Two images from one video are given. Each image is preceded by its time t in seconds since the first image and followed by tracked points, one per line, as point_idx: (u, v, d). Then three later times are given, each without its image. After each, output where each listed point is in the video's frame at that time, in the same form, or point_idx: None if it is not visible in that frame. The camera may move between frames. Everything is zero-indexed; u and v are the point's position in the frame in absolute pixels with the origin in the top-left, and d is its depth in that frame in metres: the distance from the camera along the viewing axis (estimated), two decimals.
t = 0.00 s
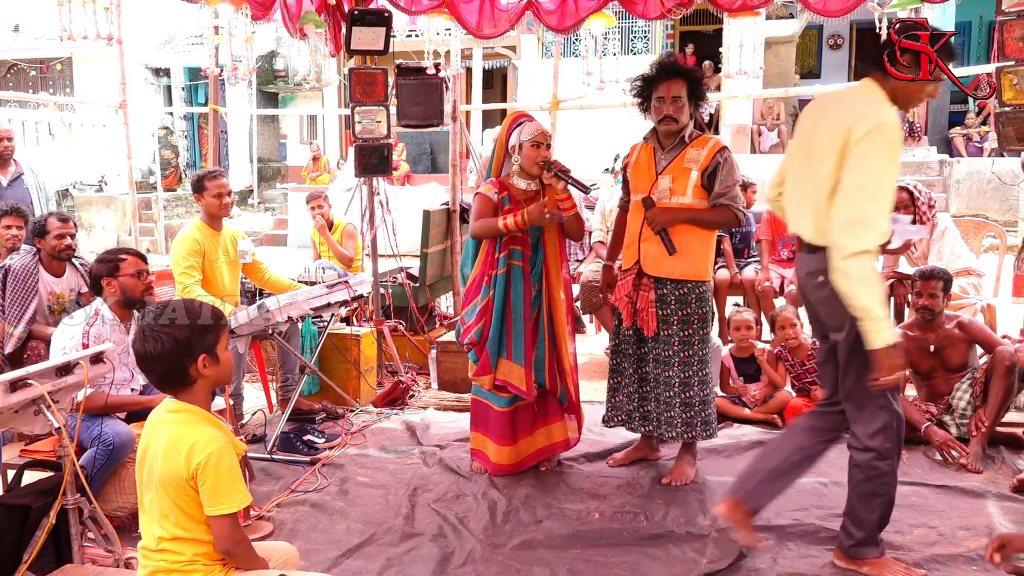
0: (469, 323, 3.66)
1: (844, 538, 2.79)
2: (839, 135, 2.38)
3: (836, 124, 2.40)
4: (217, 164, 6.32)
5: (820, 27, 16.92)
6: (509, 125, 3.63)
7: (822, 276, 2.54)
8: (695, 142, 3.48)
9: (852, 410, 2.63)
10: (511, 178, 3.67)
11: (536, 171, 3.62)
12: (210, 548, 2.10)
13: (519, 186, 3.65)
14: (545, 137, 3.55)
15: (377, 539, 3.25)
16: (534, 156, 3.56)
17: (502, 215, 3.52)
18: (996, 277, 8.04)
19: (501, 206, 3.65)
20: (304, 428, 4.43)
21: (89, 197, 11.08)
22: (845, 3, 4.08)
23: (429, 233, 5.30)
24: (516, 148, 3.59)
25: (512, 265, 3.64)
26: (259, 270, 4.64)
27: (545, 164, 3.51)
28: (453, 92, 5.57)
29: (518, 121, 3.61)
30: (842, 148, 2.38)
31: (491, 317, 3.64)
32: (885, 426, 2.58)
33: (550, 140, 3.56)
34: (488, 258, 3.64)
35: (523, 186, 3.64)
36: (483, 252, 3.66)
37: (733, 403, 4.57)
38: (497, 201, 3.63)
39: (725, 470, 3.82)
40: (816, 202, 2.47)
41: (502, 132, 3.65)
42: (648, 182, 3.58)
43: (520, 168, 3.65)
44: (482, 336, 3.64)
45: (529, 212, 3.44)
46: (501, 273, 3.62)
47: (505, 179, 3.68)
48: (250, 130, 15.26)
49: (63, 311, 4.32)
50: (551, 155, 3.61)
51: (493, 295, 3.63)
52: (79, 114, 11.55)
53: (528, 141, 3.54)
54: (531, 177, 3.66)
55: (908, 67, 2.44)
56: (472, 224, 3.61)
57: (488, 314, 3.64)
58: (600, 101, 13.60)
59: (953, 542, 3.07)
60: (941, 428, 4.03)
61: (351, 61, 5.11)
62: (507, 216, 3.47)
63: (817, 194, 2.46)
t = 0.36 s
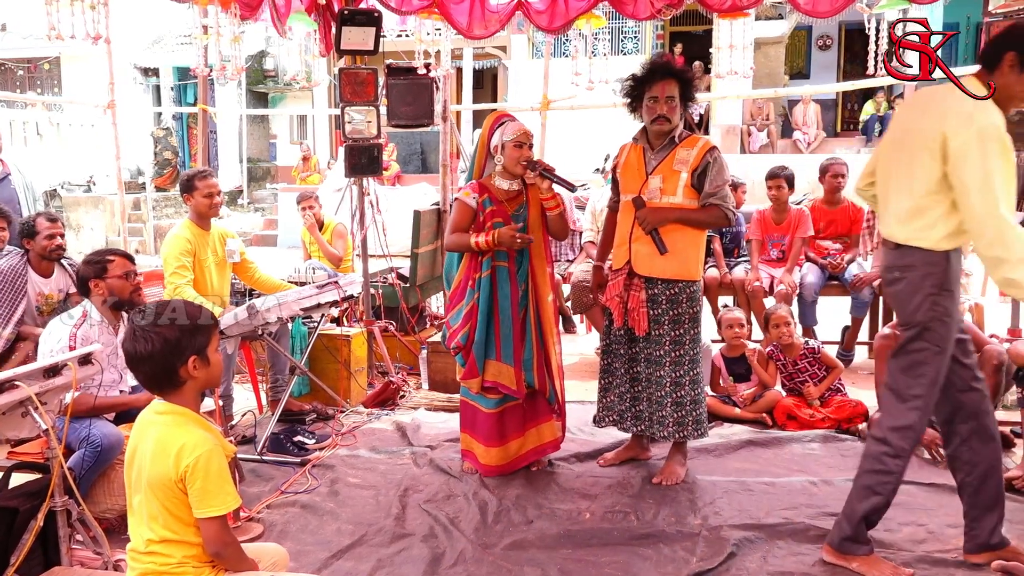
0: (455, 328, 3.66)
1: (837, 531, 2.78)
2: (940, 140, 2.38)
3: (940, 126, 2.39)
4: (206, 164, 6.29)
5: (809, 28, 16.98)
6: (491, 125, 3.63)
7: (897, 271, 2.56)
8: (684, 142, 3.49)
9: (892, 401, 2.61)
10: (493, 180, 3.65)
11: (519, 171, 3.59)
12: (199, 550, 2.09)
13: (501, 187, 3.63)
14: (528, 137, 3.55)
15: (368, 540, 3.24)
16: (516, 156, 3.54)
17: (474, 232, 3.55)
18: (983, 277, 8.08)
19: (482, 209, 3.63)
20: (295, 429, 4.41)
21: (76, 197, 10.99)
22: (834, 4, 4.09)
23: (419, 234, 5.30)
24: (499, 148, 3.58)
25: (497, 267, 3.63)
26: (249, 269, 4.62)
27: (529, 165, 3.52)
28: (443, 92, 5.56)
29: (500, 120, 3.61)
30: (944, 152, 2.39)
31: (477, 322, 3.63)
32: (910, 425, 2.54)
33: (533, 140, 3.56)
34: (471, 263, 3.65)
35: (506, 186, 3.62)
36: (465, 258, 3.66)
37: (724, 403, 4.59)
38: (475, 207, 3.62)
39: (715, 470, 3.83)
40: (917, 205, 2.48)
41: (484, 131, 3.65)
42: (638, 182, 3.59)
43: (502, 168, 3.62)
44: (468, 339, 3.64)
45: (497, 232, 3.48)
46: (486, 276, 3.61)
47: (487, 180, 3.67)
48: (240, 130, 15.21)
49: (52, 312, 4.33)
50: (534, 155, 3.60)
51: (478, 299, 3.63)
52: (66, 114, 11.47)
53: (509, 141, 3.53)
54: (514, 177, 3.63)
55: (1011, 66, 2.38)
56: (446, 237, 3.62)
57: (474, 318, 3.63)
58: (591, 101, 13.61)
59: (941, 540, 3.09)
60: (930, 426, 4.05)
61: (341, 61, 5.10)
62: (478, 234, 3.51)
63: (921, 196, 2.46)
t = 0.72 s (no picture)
0: (439, 329, 3.67)
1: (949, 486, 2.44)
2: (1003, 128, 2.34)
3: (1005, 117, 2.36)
4: (200, 164, 6.27)
5: (803, 28, 17.01)
6: (474, 124, 3.64)
7: (953, 263, 2.50)
8: (679, 142, 3.49)
9: None
10: (476, 180, 3.65)
11: (501, 171, 3.60)
12: (194, 550, 2.09)
13: (484, 186, 3.63)
14: (509, 135, 3.55)
15: (363, 539, 3.24)
16: (498, 155, 3.55)
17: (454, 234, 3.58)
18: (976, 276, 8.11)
19: (464, 209, 3.64)
20: (290, 429, 4.40)
21: (70, 197, 10.94)
22: (828, 4, 4.10)
23: (414, 233, 5.29)
24: (480, 148, 3.59)
25: (480, 267, 3.63)
26: (243, 269, 4.61)
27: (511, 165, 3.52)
28: (438, 91, 5.56)
29: (483, 120, 3.62)
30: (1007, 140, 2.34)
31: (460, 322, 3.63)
32: None
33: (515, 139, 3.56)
34: (453, 265, 3.65)
35: (489, 186, 3.62)
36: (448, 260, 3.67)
37: (719, 402, 4.60)
38: (457, 207, 3.65)
39: (710, 469, 3.84)
40: (973, 194, 2.43)
41: (468, 130, 3.65)
42: (633, 181, 3.58)
43: (485, 168, 3.63)
44: (452, 340, 3.63)
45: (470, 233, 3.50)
46: (469, 277, 3.61)
47: (470, 180, 3.66)
48: (234, 130, 15.17)
49: (44, 312, 4.33)
50: (517, 154, 3.60)
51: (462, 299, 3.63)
52: (60, 114, 11.42)
53: (491, 140, 3.54)
54: (497, 176, 3.64)
55: None
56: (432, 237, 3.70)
57: (458, 319, 3.64)
58: (586, 101, 13.62)
59: (935, 539, 3.11)
60: (923, 425, 4.04)
61: (336, 61, 5.09)
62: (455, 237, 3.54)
63: (977, 186, 2.42)
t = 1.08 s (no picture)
0: (430, 329, 3.68)
1: None
2: None
3: None
4: (199, 162, 6.26)
5: (802, 27, 17.01)
6: (464, 124, 3.60)
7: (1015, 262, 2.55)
8: (678, 141, 3.49)
9: None
10: (468, 179, 3.64)
11: (492, 170, 3.59)
12: (193, 549, 2.09)
13: (475, 185, 3.63)
14: (500, 134, 3.55)
15: (362, 538, 3.24)
16: (490, 153, 3.54)
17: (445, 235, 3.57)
18: (977, 276, 8.11)
19: (455, 210, 3.63)
20: (289, 427, 4.39)
21: (70, 195, 10.94)
22: (828, 4, 4.09)
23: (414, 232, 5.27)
24: (472, 147, 3.58)
25: (473, 267, 3.62)
26: (241, 269, 4.63)
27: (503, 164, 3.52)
28: (438, 90, 5.54)
29: (474, 119, 3.59)
30: None
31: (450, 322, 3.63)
32: None
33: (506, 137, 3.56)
34: (445, 265, 3.65)
35: (480, 185, 3.62)
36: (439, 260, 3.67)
37: (719, 401, 4.61)
38: (448, 208, 3.64)
39: (709, 468, 3.84)
40: None
41: (458, 130, 3.62)
42: (632, 181, 3.58)
43: (476, 167, 3.63)
44: (443, 340, 3.64)
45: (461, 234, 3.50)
46: (461, 276, 3.60)
47: (461, 180, 3.65)
48: (234, 128, 15.17)
49: (43, 309, 4.34)
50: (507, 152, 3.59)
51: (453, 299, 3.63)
52: (60, 112, 11.41)
53: (482, 138, 3.53)
54: (488, 176, 3.63)
55: None
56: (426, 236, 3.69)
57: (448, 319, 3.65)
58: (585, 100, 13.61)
59: (933, 538, 3.11)
60: (923, 424, 4.04)
61: (336, 59, 5.09)
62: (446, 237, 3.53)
63: None
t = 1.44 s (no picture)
0: (434, 327, 3.66)
1: None
2: None
3: None
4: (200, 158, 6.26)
5: (803, 25, 17.00)
6: (464, 121, 3.60)
7: None
8: (678, 138, 3.49)
9: None
10: (469, 177, 3.65)
11: (494, 167, 3.58)
12: (193, 545, 2.09)
13: (476, 183, 3.63)
14: (502, 131, 3.53)
15: (361, 534, 3.25)
16: (491, 151, 3.53)
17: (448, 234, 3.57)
18: (976, 275, 8.11)
19: (457, 207, 3.63)
20: (288, 423, 4.39)
21: (70, 190, 10.93)
22: (829, 2, 4.08)
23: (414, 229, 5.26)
24: (472, 144, 3.58)
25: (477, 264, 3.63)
26: (244, 265, 4.61)
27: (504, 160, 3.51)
28: (438, 87, 5.54)
29: (474, 116, 3.59)
30: None
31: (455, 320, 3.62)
32: None
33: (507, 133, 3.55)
34: (449, 263, 3.65)
35: (481, 182, 3.62)
36: (442, 258, 3.68)
37: (717, 399, 4.61)
38: (451, 205, 3.64)
39: (708, 466, 3.84)
40: None
41: (458, 128, 3.62)
42: (632, 178, 3.58)
43: (477, 164, 3.62)
44: (447, 337, 3.63)
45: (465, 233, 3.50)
46: (465, 274, 3.60)
47: (462, 177, 3.66)
48: (234, 124, 15.17)
49: (45, 305, 4.30)
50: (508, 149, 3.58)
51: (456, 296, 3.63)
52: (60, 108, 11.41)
53: (484, 136, 3.51)
54: (489, 172, 3.63)
55: None
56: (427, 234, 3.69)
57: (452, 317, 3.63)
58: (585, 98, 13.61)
59: (932, 537, 3.12)
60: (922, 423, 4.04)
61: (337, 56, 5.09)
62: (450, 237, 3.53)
63: None
